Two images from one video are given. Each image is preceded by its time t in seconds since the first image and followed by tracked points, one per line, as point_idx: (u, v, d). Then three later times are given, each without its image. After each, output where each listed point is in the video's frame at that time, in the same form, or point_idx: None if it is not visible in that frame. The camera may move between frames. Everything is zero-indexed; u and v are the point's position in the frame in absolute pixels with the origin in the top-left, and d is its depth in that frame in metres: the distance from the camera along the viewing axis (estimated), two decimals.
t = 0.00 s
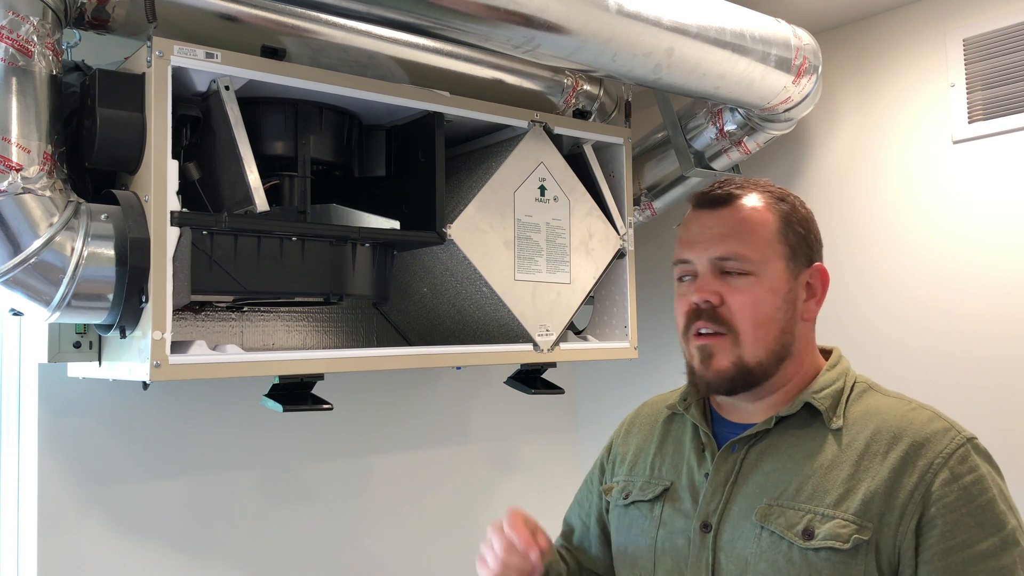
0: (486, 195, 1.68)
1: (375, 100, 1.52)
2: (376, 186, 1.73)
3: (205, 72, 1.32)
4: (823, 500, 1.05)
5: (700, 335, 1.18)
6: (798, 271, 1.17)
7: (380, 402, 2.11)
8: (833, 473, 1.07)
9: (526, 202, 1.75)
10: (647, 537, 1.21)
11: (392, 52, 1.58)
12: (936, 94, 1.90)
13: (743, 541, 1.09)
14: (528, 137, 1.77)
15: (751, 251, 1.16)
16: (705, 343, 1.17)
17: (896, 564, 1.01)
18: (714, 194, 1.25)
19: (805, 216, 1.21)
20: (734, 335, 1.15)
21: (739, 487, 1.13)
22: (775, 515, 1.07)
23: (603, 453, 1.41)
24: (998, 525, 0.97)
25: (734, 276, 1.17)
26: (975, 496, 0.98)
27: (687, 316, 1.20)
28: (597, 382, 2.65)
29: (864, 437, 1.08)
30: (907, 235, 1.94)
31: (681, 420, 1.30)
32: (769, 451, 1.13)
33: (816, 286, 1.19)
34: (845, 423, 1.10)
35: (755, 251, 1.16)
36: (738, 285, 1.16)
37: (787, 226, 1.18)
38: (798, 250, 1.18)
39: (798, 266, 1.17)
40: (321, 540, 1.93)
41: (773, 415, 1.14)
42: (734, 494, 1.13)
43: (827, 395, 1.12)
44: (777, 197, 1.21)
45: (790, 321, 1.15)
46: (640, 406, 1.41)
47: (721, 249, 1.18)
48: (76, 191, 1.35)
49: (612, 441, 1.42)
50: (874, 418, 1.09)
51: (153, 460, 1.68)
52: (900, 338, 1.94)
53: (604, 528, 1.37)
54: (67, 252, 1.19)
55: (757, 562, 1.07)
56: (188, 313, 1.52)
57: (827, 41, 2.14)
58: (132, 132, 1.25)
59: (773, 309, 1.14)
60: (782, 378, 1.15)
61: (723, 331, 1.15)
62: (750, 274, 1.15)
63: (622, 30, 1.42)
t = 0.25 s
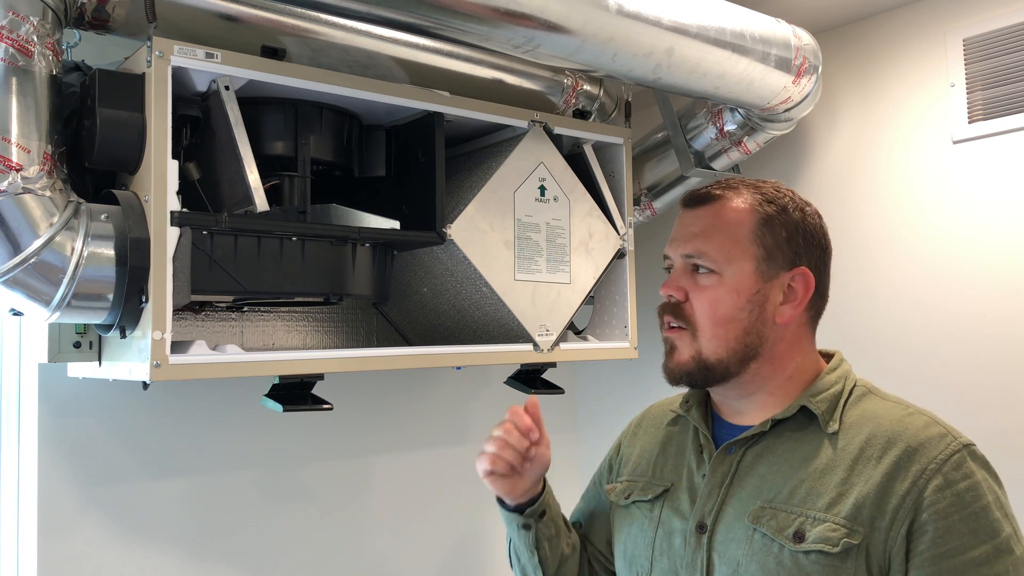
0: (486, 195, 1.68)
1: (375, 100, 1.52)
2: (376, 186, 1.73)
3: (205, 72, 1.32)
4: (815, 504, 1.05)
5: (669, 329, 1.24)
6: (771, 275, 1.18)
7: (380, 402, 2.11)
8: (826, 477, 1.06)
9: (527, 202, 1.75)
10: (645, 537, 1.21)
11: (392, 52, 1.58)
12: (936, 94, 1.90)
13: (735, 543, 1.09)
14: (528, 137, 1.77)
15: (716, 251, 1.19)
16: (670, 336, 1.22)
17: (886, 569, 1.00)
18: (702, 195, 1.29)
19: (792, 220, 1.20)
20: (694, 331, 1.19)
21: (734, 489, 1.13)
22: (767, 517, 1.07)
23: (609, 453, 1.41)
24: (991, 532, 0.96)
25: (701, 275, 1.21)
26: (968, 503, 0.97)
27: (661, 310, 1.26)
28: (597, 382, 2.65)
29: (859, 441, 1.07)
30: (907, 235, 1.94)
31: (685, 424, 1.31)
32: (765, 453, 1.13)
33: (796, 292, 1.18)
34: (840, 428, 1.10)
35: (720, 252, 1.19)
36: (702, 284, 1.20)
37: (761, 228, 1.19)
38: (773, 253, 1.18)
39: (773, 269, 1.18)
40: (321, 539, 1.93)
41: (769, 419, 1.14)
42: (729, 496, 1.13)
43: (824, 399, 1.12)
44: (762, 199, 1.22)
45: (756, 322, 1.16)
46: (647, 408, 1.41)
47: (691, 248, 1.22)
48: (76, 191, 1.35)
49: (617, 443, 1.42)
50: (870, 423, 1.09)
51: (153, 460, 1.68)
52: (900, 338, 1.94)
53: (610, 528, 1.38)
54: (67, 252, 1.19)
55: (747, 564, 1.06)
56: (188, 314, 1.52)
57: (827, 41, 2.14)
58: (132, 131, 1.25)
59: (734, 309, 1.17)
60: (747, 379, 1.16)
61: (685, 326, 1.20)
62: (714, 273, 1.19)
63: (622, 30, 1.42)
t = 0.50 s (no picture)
0: (486, 195, 1.68)
1: (375, 100, 1.52)
2: (376, 186, 1.73)
3: (205, 72, 1.32)
4: (810, 506, 1.05)
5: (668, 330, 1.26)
6: (766, 279, 1.18)
7: (380, 402, 2.11)
8: (824, 480, 1.06)
9: (527, 202, 1.75)
10: (646, 535, 1.22)
11: (392, 52, 1.58)
12: (936, 94, 1.90)
13: (730, 543, 1.09)
14: (528, 137, 1.77)
15: (711, 255, 1.21)
16: (668, 337, 1.25)
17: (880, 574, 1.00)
18: (703, 197, 1.29)
19: (790, 222, 1.20)
20: (690, 334, 1.21)
21: (731, 490, 1.13)
22: (763, 519, 1.07)
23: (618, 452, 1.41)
24: (986, 541, 0.95)
25: (697, 278, 1.22)
26: (964, 511, 0.97)
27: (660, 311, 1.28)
28: (597, 381, 2.65)
29: (857, 445, 1.07)
30: (907, 235, 1.94)
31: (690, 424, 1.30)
32: (764, 455, 1.13)
33: (793, 296, 1.18)
34: (839, 431, 1.09)
35: (715, 256, 1.20)
36: (697, 287, 1.21)
37: (757, 232, 1.19)
38: (769, 257, 1.18)
39: (768, 273, 1.18)
40: (321, 539, 1.93)
41: (768, 420, 1.14)
42: (726, 497, 1.13)
43: (825, 403, 1.11)
44: (759, 202, 1.22)
45: (750, 326, 1.17)
46: (657, 409, 1.41)
47: (687, 251, 1.24)
48: (75, 191, 1.35)
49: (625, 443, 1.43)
50: (869, 427, 1.08)
51: (153, 460, 1.68)
52: (900, 338, 1.94)
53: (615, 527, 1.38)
54: (67, 252, 1.19)
55: (741, 565, 1.07)
56: (188, 314, 1.52)
57: (827, 41, 2.14)
58: (132, 131, 1.25)
59: (728, 313, 1.18)
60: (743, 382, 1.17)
61: (680, 329, 1.23)
62: (708, 277, 1.20)
63: (622, 30, 1.42)
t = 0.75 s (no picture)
0: (486, 195, 1.68)
1: (375, 100, 1.52)
2: (376, 186, 1.73)
3: (205, 72, 1.32)
4: (807, 507, 1.05)
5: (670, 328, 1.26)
6: (772, 279, 1.18)
7: (380, 402, 2.11)
8: (821, 481, 1.06)
9: (527, 202, 1.75)
10: (645, 536, 1.22)
11: (392, 52, 1.58)
12: (936, 94, 1.90)
13: (727, 544, 1.09)
14: (528, 137, 1.77)
15: (717, 254, 1.20)
16: (671, 335, 1.24)
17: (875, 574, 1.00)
18: (708, 195, 1.29)
19: (797, 223, 1.20)
20: (693, 332, 1.21)
21: (729, 490, 1.13)
22: (760, 519, 1.07)
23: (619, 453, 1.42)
24: (982, 541, 0.96)
25: (702, 276, 1.22)
26: (960, 512, 0.97)
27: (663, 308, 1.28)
28: (597, 382, 2.65)
29: (855, 446, 1.07)
30: (906, 235, 1.94)
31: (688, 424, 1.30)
32: (761, 455, 1.13)
33: (798, 296, 1.18)
34: (837, 431, 1.09)
35: (721, 254, 1.20)
36: (702, 286, 1.21)
37: (764, 232, 1.19)
38: (775, 257, 1.19)
39: (774, 273, 1.18)
40: (321, 539, 1.93)
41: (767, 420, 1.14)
42: (724, 497, 1.13)
43: (823, 403, 1.11)
44: (766, 201, 1.22)
45: (755, 326, 1.17)
46: (656, 410, 1.41)
47: (693, 249, 1.23)
48: (75, 191, 1.35)
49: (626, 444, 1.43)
50: (866, 427, 1.08)
51: (153, 460, 1.68)
52: (900, 338, 1.94)
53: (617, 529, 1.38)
54: (67, 252, 1.19)
55: (738, 565, 1.07)
56: (188, 314, 1.52)
57: (827, 41, 2.14)
58: (131, 131, 1.25)
59: (733, 312, 1.18)
60: (746, 382, 1.17)
61: (684, 327, 1.22)
62: (713, 276, 1.20)
63: (622, 30, 1.42)
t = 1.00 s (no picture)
0: (486, 195, 1.68)
1: (375, 100, 1.52)
2: (376, 186, 1.73)
3: (205, 72, 1.32)
4: (805, 506, 1.05)
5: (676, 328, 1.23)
6: (783, 283, 1.18)
7: (380, 401, 2.11)
8: (819, 480, 1.07)
9: (527, 202, 1.75)
10: (643, 538, 1.21)
11: (392, 52, 1.58)
12: (936, 94, 1.90)
13: (728, 544, 1.09)
14: (528, 137, 1.77)
15: (730, 255, 1.19)
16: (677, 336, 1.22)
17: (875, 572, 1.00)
18: (718, 195, 1.28)
19: (808, 229, 1.21)
20: (702, 333, 1.19)
21: (728, 490, 1.13)
22: (759, 519, 1.07)
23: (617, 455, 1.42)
24: (978, 537, 0.96)
25: (712, 278, 1.21)
26: (957, 508, 0.97)
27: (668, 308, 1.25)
28: (597, 381, 2.65)
29: (852, 444, 1.07)
30: (906, 235, 1.95)
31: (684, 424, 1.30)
32: (759, 455, 1.13)
33: (806, 302, 1.18)
34: (834, 430, 1.09)
35: (734, 256, 1.19)
36: (713, 287, 1.20)
37: (778, 236, 1.19)
38: (787, 261, 1.19)
39: (784, 277, 1.18)
40: (321, 539, 1.93)
41: (763, 421, 1.14)
42: (723, 497, 1.13)
43: (818, 401, 1.11)
44: (778, 205, 1.21)
45: (764, 329, 1.16)
46: (649, 410, 1.42)
47: (705, 250, 1.22)
48: (75, 191, 1.35)
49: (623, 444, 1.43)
50: (862, 425, 1.09)
51: (153, 460, 1.68)
52: (900, 338, 1.94)
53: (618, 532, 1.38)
54: (67, 252, 1.19)
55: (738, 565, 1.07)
56: (188, 314, 1.51)
57: (827, 41, 2.14)
58: (131, 131, 1.25)
59: (745, 316, 1.16)
60: (754, 385, 1.16)
61: (692, 328, 1.20)
62: (725, 277, 1.19)
63: (622, 30, 1.42)
